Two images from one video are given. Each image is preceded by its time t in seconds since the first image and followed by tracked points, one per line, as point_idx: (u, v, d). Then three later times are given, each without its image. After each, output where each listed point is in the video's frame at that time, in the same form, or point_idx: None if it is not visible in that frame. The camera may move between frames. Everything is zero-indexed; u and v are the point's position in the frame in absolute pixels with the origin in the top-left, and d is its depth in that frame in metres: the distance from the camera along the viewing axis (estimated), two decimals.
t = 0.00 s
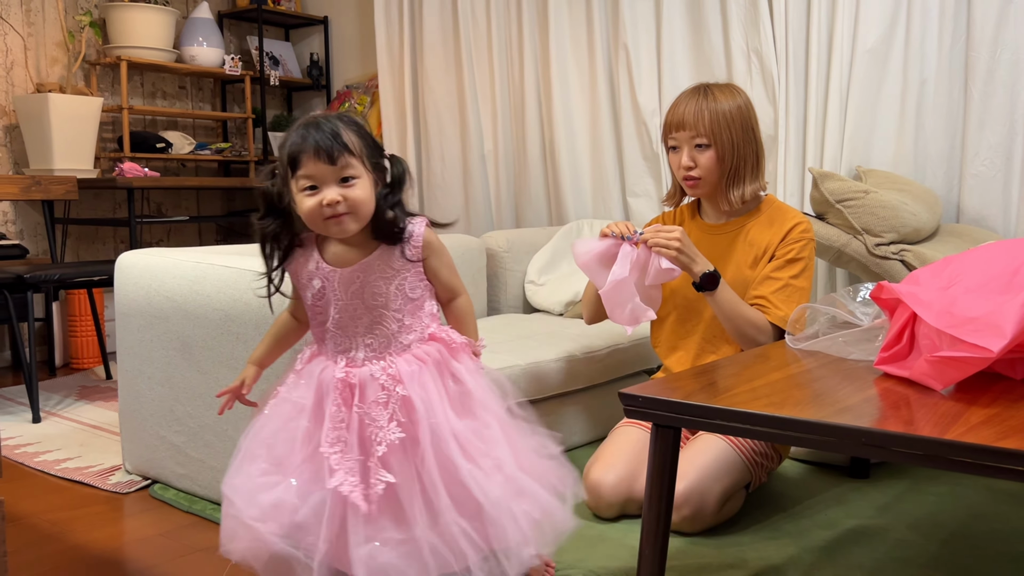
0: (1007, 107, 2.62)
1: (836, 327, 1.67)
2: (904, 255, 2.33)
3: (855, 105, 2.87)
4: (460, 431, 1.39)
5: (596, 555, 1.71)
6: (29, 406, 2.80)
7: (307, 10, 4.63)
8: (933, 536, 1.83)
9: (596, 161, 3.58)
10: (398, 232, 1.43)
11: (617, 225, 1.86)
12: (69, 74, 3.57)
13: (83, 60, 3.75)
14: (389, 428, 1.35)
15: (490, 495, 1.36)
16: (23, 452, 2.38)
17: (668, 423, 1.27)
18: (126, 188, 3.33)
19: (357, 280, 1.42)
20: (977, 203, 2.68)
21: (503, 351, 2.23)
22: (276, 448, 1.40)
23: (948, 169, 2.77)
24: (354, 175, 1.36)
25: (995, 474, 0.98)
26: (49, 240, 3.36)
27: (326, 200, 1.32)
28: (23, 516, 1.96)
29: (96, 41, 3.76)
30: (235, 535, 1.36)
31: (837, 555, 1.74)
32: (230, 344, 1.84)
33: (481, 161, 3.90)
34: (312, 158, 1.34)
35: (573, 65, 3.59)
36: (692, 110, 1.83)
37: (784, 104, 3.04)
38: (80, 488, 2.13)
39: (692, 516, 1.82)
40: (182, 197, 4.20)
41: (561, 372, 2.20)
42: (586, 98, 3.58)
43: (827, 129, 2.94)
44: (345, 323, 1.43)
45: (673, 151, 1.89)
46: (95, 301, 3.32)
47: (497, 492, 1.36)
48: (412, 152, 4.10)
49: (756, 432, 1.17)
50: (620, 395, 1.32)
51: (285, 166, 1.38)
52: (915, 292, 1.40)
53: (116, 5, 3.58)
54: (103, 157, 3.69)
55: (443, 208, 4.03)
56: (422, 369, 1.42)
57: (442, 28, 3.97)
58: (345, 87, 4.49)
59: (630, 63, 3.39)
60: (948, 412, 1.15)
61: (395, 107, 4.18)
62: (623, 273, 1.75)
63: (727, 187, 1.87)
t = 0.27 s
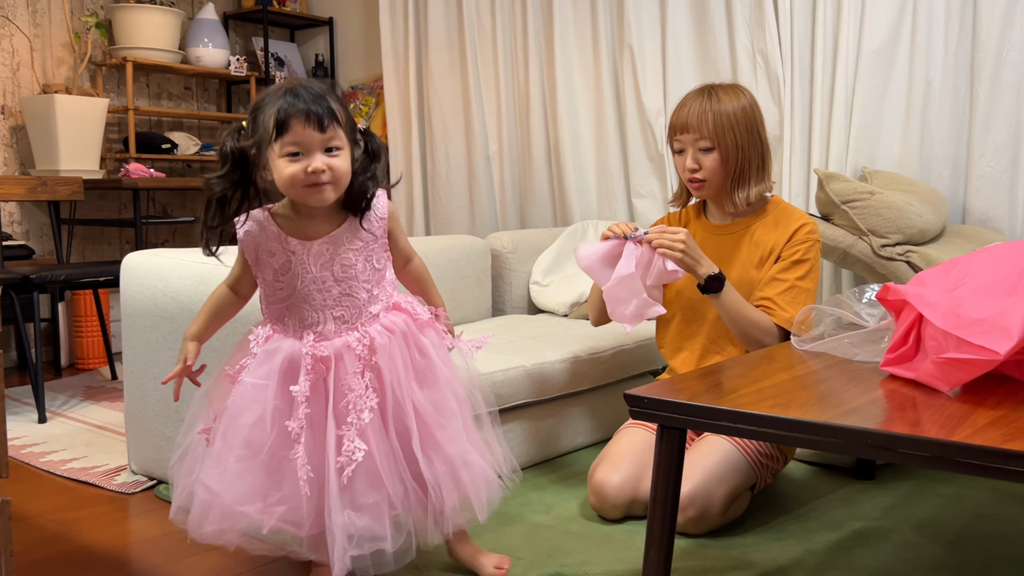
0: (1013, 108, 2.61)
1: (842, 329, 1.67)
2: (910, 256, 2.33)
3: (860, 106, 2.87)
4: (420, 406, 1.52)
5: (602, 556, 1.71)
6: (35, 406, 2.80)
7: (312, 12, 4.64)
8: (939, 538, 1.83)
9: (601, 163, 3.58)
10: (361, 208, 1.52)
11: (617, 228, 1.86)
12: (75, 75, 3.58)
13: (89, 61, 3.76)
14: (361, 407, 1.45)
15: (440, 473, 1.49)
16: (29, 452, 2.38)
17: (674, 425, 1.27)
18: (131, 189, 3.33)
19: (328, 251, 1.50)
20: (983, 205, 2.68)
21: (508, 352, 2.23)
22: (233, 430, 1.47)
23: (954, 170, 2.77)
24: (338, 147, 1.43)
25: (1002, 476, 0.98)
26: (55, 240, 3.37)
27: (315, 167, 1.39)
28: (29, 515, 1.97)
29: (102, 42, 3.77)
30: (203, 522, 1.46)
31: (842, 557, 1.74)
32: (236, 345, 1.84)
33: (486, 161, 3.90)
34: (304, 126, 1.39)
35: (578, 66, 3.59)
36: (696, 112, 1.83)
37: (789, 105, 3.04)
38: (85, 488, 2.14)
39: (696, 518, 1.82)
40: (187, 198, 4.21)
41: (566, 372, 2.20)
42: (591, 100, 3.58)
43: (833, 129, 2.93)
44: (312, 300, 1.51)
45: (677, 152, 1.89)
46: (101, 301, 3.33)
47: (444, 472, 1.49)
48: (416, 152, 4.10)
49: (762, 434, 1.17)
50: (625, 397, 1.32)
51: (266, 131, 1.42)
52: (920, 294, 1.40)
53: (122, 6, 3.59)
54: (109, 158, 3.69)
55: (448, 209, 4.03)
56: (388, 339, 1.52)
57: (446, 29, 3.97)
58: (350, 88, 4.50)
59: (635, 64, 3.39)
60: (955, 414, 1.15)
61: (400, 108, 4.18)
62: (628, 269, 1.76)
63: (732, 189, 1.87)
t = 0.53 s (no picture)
0: (1020, 108, 2.60)
1: (847, 330, 1.66)
2: (916, 257, 2.32)
3: (866, 107, 2.86)
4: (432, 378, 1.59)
5: (607, 557, 1.70)
6: (41, 406, 2.81)
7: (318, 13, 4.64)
8: (945, 539, 1.82)
9: (606, 164, 3.58)
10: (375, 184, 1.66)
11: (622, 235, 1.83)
12: (82, 76, 3.59)
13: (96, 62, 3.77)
14: (384, 376, 1.51)
15: (456, 439, 1.56)
16: (35, 452, 2.39)
17: (679, 426, 1.27)
18: (138, 189, 3.34)
19: (342, 225, 1.56)
20: (990, 206, 2.67)
21: (513, 352, 2.23)
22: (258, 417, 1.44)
23: (960, 171, 2.76)
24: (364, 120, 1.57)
25: (1008, 477, 0.97)
26: (62, 241, 3.38)
27: (350, 132, 1.51)
28: (36, 515, 1.98)
29: (108, 43, 3.78)
30: (234, 517, 1.42)
31: (848, 558, 1.73)
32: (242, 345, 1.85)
33: (491, 162, 3.90)
34: (343, 93, 1.51)
35: (583, 66, 3.59)
36: (721, 112, 1.82)
37: (795, 106, 3.03)
38: (92, 488, 2.14)
39: (701, 519, 1.81)
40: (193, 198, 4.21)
41: (571, 373, 2.20)
42: (596, 100, 3.58)
43: (839, 130, 2.92)
44: (327, 276, 1.53)
45: (695, 152, 1.87)
46: (107, 302, 3.34)
47: (459, 439, 1.57)
48: (422, 153, 4.11)
49: (767, 435, 1.17)
50: (631, 398, 1.32)
51: (301, 98, 1.50)
52: (926, 295, 1.39)
53: (129, 7, 3.60)
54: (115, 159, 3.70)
55: (453, 209, 4.03)
56: (397, 312, 1.59)
57: (452, 30, 3.98)
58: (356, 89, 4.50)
59: (641, 66, 3.39)
60: (961, 416, 1.15)
61: (405, 109, 4.19)
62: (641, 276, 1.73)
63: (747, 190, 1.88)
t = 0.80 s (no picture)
0: None
1: (855, 331, 1.66)
2: (923, 258, 2.32)
3: (873, 107, 2.86)
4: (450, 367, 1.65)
5: (613, 557, 1.70)
6: (49, 406, 2.82)
7: (325, 13, 4.65)
8: (952, 540, 1.82)
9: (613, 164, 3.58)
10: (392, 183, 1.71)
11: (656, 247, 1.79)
12: (90, 77, 3.60)
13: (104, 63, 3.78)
14: (412, 361, 1.58)
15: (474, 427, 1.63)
16: (44, 451, 2.40)
17: (685, 426, 1.27)
18: (146, 189, 3.35)
19: (372, 216, 1.61)
20: (997, 206, 2.66)
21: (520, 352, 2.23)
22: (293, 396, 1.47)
23: (968, 171, 2.75)
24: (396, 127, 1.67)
25: (1016, 478, 0.97)
26: (70, 241, 3.40)
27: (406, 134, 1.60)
28: (45, 514, 1.99)
29: (117, 44, 3.79)
30: (261, 504, 1.44)
31: (854, 558, 1.73)
32: (249, 345, 1.85)
33: (498, 162, 3.91)
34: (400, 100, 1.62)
35: (590, 66, 3.59)
36: (751, 111, 1.80)
37: (802, 106, 3.03)
38: (100, 487, 2.15)
39: (707, 519, 1.81)
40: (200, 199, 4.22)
41: (578, 373, 2.20)
42: (603, 100, 3.59)
43: (846, 130, 2.92)
44: (358, 265, 1.58)
45: (722, 149, 1.83)
46: (115, 301, 3.35)
47: (477, 427, 1.64)
48: (428, 153, 4.12)
49: (774, 436, 1.17)
50: (637, 398, 1.33)
51: (371, 95, 1.56)
52: (934, 295, 1.39)
53: (137, 8, 3.61)
54: (123, 159, 3.71)
55: (459, 210, 4.04)
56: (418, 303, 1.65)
57: (459, 30, 3.98)
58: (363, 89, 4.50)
59: (647, 66, 3.39)
60: (968, 416, 1.15)
61: (412, 109, 4.19)
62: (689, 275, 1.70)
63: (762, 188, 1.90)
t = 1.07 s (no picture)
0: None
1: (863, 330, 1.66)
2: (932, 257, 2.30)
3: (882, 107, 2.85)
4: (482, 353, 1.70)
5: (620, 556, 1.70)
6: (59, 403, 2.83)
7: (333, 13, 4.65)
8: (962, 540, 1.81)
9: (620, 164, 3.57)
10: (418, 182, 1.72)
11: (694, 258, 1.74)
12: (99, 76, 3.61)
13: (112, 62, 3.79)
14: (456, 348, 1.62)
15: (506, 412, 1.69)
16: (53, 449, 2.41)
17: (693, 425, 1.27)
18: (154, 189, 3.36)
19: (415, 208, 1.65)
20: (1008, 205, 2.64)
21: (528, 351, 2.22)
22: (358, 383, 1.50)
23: (977, 171, 2.74)
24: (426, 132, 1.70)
25: None
26: (79, 240, 3.41)
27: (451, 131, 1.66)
28: (54, 511, 2.00)
29: (125, 43, 3.80)
30: (325, 487, 1.46)
31: (863, 559, 1.73)
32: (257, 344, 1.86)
33: (505, 161, 3.90)
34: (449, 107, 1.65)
35: (598, 65, 3.59)
36: (767, 109, 1.80)
37: (810, 105, 3.02)
38: (109, 485, 2.16)
39: (716, 517, 1.81)
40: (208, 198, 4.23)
41: (585, 372, 2.20)
42: (611, 100, 3.58)
43: (854, 129, 2.91)
44: (408, 251, 1.63)
45: (739, 147, 1.82)
46: (123, 300, 3.36)
47: (506, 410, 1.70)
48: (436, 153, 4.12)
49: (782, 435, 1.17)
50: (645, 397, 1.32)
51: (429, 97, 1.59)
52: (943, 294, 1.38)
53: (146, 7, 3.62)
54: (131, 158, 3.72)
55: (467, 208, 4.04)
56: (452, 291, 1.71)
57: (467, 29, 3.98)
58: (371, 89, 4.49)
59: (655, 65, 3.38)
60: (977, 416, 1.14)
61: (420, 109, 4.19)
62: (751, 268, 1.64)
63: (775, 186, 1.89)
